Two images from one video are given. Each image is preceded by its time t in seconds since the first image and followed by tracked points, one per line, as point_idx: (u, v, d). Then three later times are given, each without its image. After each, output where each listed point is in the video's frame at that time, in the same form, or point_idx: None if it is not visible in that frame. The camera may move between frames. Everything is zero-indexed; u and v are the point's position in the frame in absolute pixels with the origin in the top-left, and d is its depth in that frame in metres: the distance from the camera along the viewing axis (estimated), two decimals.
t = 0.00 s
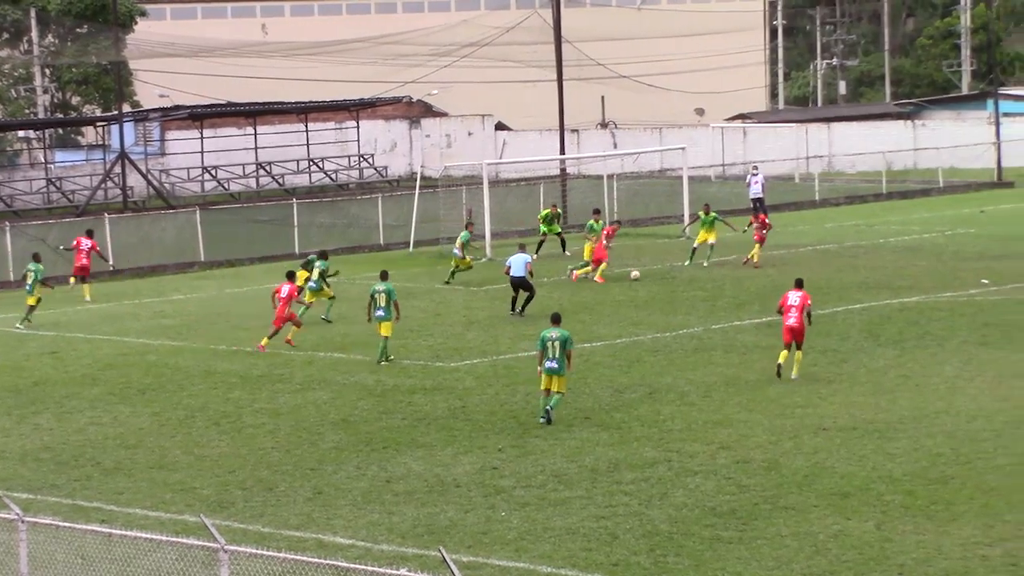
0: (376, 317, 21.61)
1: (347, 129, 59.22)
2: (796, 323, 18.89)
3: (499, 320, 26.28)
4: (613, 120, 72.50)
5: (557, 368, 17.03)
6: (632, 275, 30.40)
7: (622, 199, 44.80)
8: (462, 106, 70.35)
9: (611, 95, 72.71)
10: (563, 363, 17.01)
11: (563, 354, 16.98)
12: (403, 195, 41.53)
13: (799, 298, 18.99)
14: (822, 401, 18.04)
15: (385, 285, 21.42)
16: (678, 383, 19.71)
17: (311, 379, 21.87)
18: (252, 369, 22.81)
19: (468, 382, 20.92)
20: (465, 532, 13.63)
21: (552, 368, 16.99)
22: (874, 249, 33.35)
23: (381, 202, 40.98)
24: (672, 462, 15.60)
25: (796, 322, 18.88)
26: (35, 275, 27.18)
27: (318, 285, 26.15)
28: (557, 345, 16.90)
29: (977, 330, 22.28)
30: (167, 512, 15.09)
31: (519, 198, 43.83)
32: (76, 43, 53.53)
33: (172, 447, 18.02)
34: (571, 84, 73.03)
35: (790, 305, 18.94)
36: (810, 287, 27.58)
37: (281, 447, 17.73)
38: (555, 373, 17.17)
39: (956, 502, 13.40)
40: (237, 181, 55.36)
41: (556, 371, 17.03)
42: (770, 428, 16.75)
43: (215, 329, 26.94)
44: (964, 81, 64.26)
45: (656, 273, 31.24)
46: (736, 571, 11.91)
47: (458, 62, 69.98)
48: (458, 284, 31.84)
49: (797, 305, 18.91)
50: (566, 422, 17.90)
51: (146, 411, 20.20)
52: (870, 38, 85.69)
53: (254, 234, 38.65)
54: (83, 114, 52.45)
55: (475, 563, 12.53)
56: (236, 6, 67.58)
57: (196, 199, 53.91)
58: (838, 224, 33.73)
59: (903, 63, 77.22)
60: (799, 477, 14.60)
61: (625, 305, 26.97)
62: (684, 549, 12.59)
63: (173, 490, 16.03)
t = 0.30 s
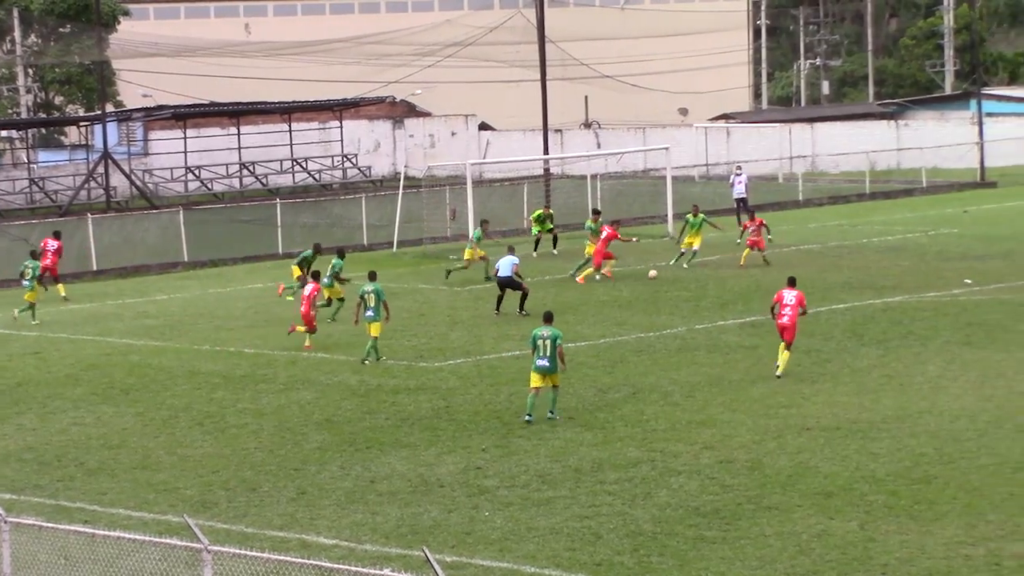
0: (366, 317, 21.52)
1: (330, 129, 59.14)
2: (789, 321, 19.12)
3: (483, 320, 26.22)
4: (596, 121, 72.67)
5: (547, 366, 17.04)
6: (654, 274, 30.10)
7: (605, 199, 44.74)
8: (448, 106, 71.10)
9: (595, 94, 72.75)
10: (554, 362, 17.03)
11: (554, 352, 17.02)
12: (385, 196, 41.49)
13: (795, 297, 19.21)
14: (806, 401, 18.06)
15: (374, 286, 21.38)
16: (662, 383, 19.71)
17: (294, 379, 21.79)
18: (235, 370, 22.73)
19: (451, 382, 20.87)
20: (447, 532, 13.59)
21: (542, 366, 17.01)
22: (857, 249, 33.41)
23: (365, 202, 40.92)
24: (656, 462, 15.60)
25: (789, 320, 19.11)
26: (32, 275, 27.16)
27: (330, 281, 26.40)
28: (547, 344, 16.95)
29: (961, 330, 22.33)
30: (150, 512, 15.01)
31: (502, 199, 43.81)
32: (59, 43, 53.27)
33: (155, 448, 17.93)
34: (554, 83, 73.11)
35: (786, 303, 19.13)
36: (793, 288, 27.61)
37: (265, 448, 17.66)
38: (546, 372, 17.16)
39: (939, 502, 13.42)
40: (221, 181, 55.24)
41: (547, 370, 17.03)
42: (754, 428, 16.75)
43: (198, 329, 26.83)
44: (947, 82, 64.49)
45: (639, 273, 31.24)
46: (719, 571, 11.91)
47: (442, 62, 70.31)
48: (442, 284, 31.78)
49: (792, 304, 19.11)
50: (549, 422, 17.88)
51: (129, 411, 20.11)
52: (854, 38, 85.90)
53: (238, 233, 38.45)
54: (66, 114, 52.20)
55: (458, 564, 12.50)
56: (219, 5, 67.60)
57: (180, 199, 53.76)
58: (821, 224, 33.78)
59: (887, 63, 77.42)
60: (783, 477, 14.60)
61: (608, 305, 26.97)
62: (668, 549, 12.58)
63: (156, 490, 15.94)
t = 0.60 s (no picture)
0: (345, 316, 21.59)
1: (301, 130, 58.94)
2: (776, 318, 19.64)
3: (454, 321, 26.15)
4: (568, 121, 72.01)
5: (530, 367, 17.16)
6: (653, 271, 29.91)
7: (576, 200, 44.79)
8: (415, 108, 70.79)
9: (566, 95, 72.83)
10: (535, 362, 17.12)
11: (535, 353, 17.13)
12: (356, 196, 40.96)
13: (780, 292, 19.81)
14: (777, 401, 18.09)
15: (350, 284, 21.38)
16: (634, 383, 19.70)
17: (265, 380, 21.64)
18: (205, 370, 22.55)
19: (422, 383, 20.79)
20: (417, 533, 13.51)
21: (525, 367, 17.11)
22: (828, 249, 33.54)
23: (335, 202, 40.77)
24: (627, 462, 15.57)
25: (776, 317, 19.63)
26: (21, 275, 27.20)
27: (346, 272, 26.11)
28: (529, 345, 17.05)
29: (930, 330, 22.46)
30: (119, 514, 14.85)
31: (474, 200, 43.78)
32: (28, 44, 52.73)
33: (124, 449, 17.76)
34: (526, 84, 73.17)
35: (769, 302, 19.63)
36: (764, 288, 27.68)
37: (234, 449, 17.50)
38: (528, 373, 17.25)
39: (910, 502, 13.46)
40: (191, 181, 54.94)
41: (529, 371, 17.12)
42: (725, 429, 16.76)
43: (169, 330, 26.62)
44: (917, 83, 64.92)
45: (610, 273, 31.23)
46: (690, 572, 11.88)
47: (412, 63, 70.36)
48: (413, 285, 31.66)
49: (776, 302, 19.62)
50: (522, 423, 17.82)
51: (99, 412, 19.91)
52: (824, 39, 86.50)
53: (207, 234, 38.22)
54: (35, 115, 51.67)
55: (429, 565, 12.43)
56: (189, 6, 68.37)
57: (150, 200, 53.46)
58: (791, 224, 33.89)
59: (857, 64, 77.95)
60: (753, 478, 14.61)
61: (580, 305, 26.94)
62: (639, 550, 12.55)
63: (126, 492, 15.75)
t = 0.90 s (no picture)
0: (323, 317, 21.45)
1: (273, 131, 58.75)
2: (758, 315, 19.72)
3: (428, 322, 26.10)
4: (540, 122, 72.21)
5: (511, 364, 17.21)
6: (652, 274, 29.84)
7: (550, 202, 44.82)
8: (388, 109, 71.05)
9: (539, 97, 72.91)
10: (516, 359, 17.18)
11: (517, 350, 17.20)
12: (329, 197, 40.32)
13: (762, 291, 19.72)
14: (750, 402, 18.13)
15: (330, 285, 21.31)
16: (607, 384, 19.71)
17: (238, 382, 21.48)
18: (178, 372, 22.38)
19: (395, 384, 20.71)
20: (392, 535, 13.45)
21: (506, 363, 17.16)
22: (801, 250, 33.69)
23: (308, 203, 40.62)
24: (601, 464, 15.55)
25: (758, 313, 19.70)
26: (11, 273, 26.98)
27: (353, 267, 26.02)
28: (510, 342, 17.15)
29: (902, 331, 22.59)
30: (91, 516, 14.71)
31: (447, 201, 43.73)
32: None
33: (96, 451, 17.57)
34: (499, 85, 73.18)
35: (752, 297, 19.75)
36: (737, 290, 27.72)
37: (207, 451, 17.37)
38: (510, 370, 17.29)
39: (882, 503, 13.51)
40: (163, 182, 54.67)
41: (510, 368, 17.17)
42: (699, 430, 16.78)
43: (141, 332, 26.41)
44: (890, 85, 65.27)
45: (582, 275, 31.21)
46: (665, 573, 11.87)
47: (385, 64, 70.25)
48: (387, 286, 31.55)
49: (758, 298, 19.74)
50: (495, 424, 17.76)
51: (71, 414, 19.72)
52: (796, 40, 86.89)
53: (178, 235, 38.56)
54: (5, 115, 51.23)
55: (403, 566, 12.37)
56: (162, 7, 68.29)
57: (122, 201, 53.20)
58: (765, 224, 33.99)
59: (830, 66, 78.28)
60: (727, 479, 14.63)
61: (553, 307, 26.90)
62: (613, 551, 12.54)
63: (99, 494, 15.60)
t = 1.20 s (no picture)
0: (316, 318, 21.37)
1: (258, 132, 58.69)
2: (757, 313, 19.91)
3: (414, 323, 26.06)
4: (526, 122, 72.31)
5: (505, 365, 17.23)
6: (660, 272, 29.85)
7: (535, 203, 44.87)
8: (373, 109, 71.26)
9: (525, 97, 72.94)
10: (512, 360, 17.21)
11: (512, 352, 17.23)
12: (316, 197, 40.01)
13: (762, 290, 19.86)
14: (736, 403, 18.16)
15: (324, 287, 21.38)
16: (594, 385, 19.71)
17: (223, 383, 21.39)
18: (163, 373, 22.29)
19: (381, 385, 20.66)
20: (378, 535, 13.43)
21: (501, 365, 17.18)
22: (787, 251, 33.79)
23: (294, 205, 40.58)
24: (587, 464, 15.54)
25: (757, 312, 19.89)
26: (14, 270, 27.14)
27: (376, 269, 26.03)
28: (507, 343, 17.15)
29: (888, 331, 22.67)
30: (77, 517, 14.64)
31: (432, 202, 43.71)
32: None
33: (82, 452, 17.49)
34: (485, 86, 73.18)
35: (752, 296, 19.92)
36: (723, 291, 27.76)
37: (194, 452, 17.29)
38: (505, 371, 17.31)
39: (868, 503, 13.54)
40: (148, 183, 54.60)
41: (505, 369, 17.20)
42: (685, 431, 16.79)
43: (127, 333, 26.30)
44: (875, 86, 65.50)
45: (568, 276, 31.20)
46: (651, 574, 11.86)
47: (370, 65, 70.22)
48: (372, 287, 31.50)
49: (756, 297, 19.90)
50: (480, 425, 17.74)
51: (57, 415, 19.61)
52: (781, 42, 87.08)
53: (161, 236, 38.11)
54: None
55: (389, 566, 12.36)
56: (147, 8, 68.42)
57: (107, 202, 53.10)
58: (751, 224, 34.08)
59: (815, 67, 78.47)
60: (713, 479, 14.65)
61: (539, 308, 26.88)
62: (599, 551, 12.53)
63: (84, 495, 15.52)
